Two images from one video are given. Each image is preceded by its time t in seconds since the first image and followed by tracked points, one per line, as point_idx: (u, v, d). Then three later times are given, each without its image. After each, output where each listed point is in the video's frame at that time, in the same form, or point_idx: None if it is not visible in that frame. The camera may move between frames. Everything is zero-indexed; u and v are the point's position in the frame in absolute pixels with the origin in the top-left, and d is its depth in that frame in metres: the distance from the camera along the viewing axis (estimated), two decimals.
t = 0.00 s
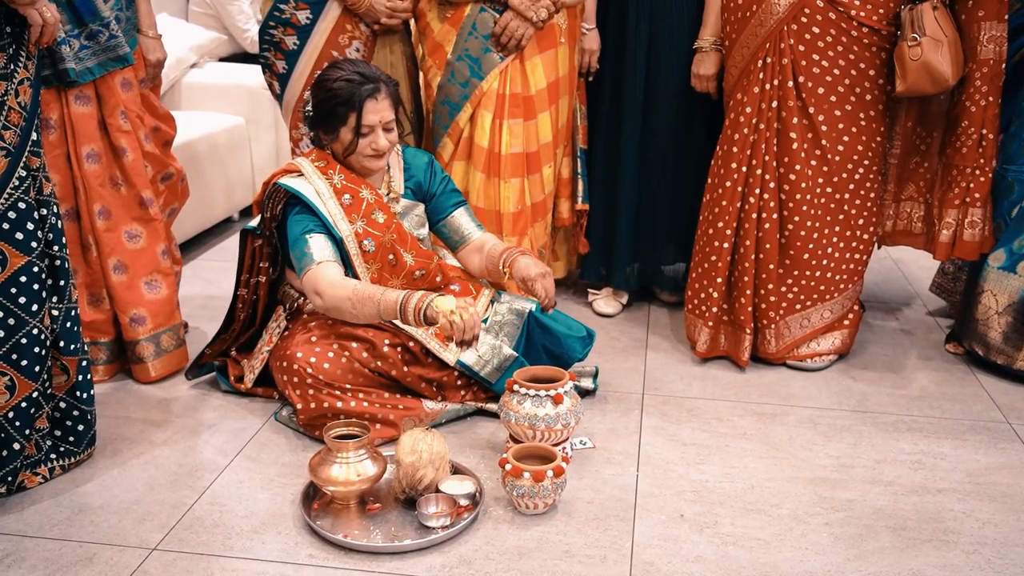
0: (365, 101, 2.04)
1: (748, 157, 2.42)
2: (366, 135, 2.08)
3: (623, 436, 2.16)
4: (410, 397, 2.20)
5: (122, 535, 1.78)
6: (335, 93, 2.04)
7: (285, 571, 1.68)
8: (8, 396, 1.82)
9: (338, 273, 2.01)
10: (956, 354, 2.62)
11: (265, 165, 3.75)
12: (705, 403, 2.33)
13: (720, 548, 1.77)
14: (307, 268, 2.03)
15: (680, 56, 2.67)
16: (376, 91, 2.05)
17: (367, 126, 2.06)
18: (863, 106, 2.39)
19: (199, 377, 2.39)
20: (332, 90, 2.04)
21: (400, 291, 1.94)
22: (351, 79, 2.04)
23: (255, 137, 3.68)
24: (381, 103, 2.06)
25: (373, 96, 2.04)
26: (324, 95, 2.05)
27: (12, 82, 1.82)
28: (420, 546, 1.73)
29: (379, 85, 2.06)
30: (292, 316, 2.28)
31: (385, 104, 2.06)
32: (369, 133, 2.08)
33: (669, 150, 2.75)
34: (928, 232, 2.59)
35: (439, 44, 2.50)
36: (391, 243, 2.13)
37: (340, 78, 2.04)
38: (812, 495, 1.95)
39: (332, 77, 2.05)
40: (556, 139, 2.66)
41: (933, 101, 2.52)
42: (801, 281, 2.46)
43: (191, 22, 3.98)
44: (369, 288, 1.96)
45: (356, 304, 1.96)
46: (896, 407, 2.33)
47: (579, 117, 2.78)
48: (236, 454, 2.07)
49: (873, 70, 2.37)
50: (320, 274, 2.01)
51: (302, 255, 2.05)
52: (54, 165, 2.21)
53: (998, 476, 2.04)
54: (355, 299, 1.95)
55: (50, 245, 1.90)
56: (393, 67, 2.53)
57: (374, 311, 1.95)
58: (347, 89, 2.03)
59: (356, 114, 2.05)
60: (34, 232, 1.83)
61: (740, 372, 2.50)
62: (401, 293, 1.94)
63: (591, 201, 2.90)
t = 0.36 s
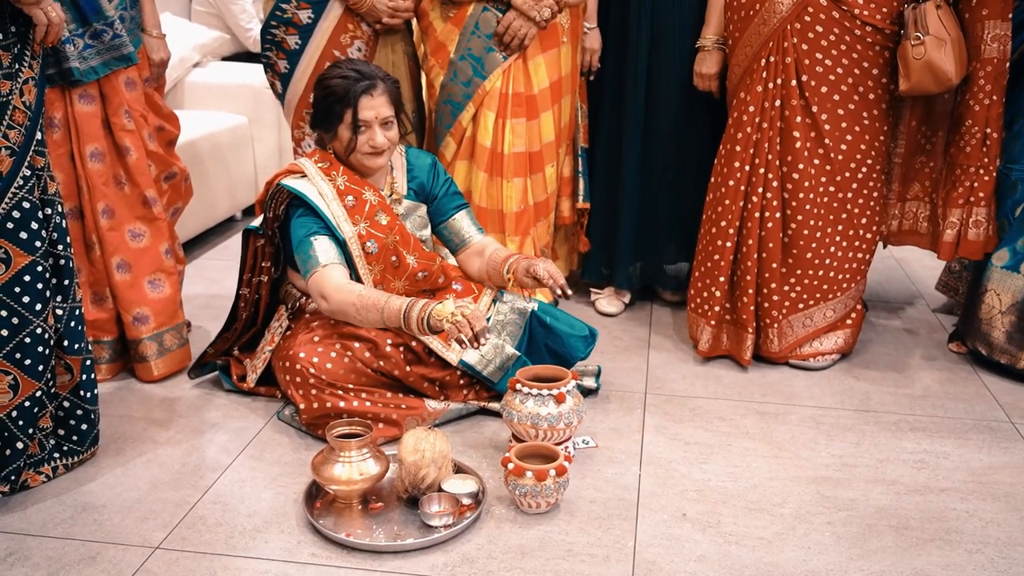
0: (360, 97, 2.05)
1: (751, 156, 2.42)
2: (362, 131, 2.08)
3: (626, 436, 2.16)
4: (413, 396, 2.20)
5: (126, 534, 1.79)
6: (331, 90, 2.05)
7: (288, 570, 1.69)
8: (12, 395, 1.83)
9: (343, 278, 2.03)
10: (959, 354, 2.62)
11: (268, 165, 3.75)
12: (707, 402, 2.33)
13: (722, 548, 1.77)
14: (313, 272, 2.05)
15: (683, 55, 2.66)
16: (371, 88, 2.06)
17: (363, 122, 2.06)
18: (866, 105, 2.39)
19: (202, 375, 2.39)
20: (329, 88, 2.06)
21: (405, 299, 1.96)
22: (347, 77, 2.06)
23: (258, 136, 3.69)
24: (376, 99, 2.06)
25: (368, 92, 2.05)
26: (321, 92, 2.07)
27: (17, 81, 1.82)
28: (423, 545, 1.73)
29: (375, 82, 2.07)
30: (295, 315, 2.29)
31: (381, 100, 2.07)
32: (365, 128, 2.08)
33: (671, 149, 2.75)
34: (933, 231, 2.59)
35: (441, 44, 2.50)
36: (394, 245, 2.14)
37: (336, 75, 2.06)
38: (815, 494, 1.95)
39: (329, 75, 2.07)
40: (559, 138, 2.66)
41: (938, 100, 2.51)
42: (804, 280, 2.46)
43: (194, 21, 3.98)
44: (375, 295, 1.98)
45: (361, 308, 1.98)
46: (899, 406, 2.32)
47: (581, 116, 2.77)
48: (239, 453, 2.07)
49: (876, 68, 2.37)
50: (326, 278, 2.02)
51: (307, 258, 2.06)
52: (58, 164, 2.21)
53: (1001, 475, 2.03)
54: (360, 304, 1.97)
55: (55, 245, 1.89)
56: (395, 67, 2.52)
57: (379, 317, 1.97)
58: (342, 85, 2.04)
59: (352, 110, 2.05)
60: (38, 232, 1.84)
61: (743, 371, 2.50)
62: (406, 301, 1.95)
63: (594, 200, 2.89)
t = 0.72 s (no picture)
0: (345, 84, 2.09)
1: (754, 156, 2.41)
2: (349, 118, 2.10)
3: (628, 436, 2.16)
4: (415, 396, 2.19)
5: (128, 534, 1.79)
6: (319, 80, 2.11)
7: (290, 570, 1.69)
8: (15, 395, 1.83)
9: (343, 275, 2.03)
10: (961, 354, 2.62)
11: (270, 165, 3.76)
12: (709, 402, 2.33)
13: (724, 548, 1.76)
14: (311, 268, 2.05)
15: (685, 55, 2.66)
16: (357, 76, 2.10)
17: (348, 108, 2.09)
18: (869, 105, 2.39)
19: (203, 376, 2.39)
20: (319, 77, 2.12)
21: (404, 298, 1.95)
22: (334, 67, 2.12)
23: (260, 137, 3.69)
24: (361, 86, 2.09)
25: (352, 79, 2.09)
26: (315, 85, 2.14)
27: (21, 81, 1.82)
28: (425, 546, 1.73)
29: (362, 73, 2.11)
30: (297, 315, 2.29)
31: (366, 87, 2.10)
32: (352, 116, 2.10)
33: (673, 149, 2.75)
34: (936, 231, 2.58)
35: (443, 44, 2.50)
36: (394, 241, 2.14)
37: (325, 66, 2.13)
38: (817, 495, 1.94)
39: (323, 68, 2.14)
40: (561, 138, 2.66)
41: (940, 100, 2.51)
42: (806, 281, 2.46)
43: (196, 21, 3.98)
44: (374, 294, 1.97)
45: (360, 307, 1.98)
46: (901, 407, 2.32)
47: (582, 116, 2.77)
48: (241, 453, 2.07)
49: (879, 68, 2.37)
50: (326, 275, 2.03)
51: (306, 254, 2.06)
52: (61, 163, 2.21)
53: (1004, 476, 2.03)
54: (359, 303, 1.97)
55: (58, 245, 1.90)
56: (396, 67, 2.52)
57: (377, 316, 1.96)
58: (329, 74, 2.10)
59: (338, 98, 2.09)
60: (41, 232, 1.84)
61: (746, 372, 2.50)
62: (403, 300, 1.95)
63: (595, 200, 2.89)
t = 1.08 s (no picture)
0: (351, 84, 2.07)
1: (755, 156, 2.41)
2: (355, 118, 2.09)
3: (629, 436, 2.15)
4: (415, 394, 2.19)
5: (128, 533, 1.79)
6: (324, 78, 2.08)
7: (290, 570, 1.69)
8: (15, 394, 1.83)
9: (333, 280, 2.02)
10: (962, 354, 2.61)
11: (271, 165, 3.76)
12: (710, 402, 2.33)
13: (724, 548, 1.76)
14: (303, 271, 2.04)
15: (686, 55, 2.66)
16: (363, 75, 2.08)
17: (355, 109, 2.08)
18: (870, 105, 2.38)
19: (204, 374, 2.40)
20: (322, 75, 2.09)
21: (393, 301, 1.93)
22: (339, 65, 2.09)
23: (261, 136, 3.69)
24: (368, 86, 2.08)
25: (359, 79, 2.08)
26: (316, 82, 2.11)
27: (22, 80, 1.82)
28: (425, 545, 1.73)
29: (367, 71, 2.09)
30: (297, 313, 2.29)
31: (372, 87, 2.09)
32: (358, 116, 2.09)
33: (673, 149, 2.75)
34: (936, 231, 2.58)
35: (444, 44, 2.50)
36: (390, 234, 2.14)
37: (329, 64, 2.09)
38: (818, 495, 1.94)
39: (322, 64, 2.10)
40: (561, 138, 2.65)
41: (942, 100, 2.51)
42: (807, 281, 2.46)
43: (198, 20, 3.98)
44: (363, 298, 1.96)
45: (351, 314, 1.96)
46: (902, 407, 2.32)
47: (583, 116, 2.76)
48: (242, 452, 2.07)
49: (880, 68, 2.36)
50: (315, 280, 2.01)
51: (299, 256, 2.06)
52: (63, 162, 2.21)
53: (1005, 476, 2.03)
54: (349, 309, 1.96)
55: (59, 244, 1.90)
56: (396, 66, 2.53)
57: (368, 321, 1.95)
58: (334, 73, 2.07)
59: (343, 98, 2.07)
60: (42, 231, 1.83)
61: (746, 372, 2.50)
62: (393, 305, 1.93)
63: (596, 200, 2.89)
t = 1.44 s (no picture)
0: (362, 87, 2.05)
1: (755, 156, 2.41)
2: (363, 120, 2.07)
3: (629, 435, 2.15)
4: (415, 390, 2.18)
5: (128, 532, 1.79)
6: (333, 80, 2.05)
7: (290, 569, 1.69)
8: (15, 393, 1.82)
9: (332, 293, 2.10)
10: (963, 353, 2.61)
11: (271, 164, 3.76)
12: (710, 401, 2.32)
13: (725, 547, 1.76)
14: (303, 282, 2.10)
15: (686, 54, 2.66)
16: (373, 79, 2.06)
17: (365, 112, 2.06)
18: (871, 104, 2.38)
19: (204, 372, 2.40)
20: (330, 77, 2.05)
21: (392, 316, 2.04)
22: (349, 67, 2.05)
23: (261, 134, 3.69)
24: (378, 89, 2.06)
25: (370, 83, 2.05)
26: (322, 82, 2.07)
27: (22, 79, 1.82)
28: (425, 544, 1.73)
29: (376, 73, 2.07)
30: (297, 310, 2.28)
31: (382, 90, 2.07)
32: (366, 119, 2.07)
33: (674, 148, 2.74)
34: (937, 230, 2.58)
35: (443, 43, 2.50)
36: (387, 235, 2.14)
37: (338, 65, 2.05)
38: (818, 494, 1.94)
39: (331, 64, 2.06)
40: (561, 136, 2.65)
41: (942, 99, 2.50)
42: (808, 280, 2.46)
43: (198, 19, 3.98)
44: (362, 311, 2.06)
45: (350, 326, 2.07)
46: (903, 406, 2.32)
47: (583, 114, 2.76)
48: (242, 451, 2.07)
49: (881, 67, 2.36)
50: (313, 291, 2.09)
51: (300, 266, 2.10)
52: (64, 160, 2.21)
53: (1005, 475, 2.03)
54: (349, 320, 2.06)
55: (59, 243, 1.90)
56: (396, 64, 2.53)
57: (366, 334, 2.06)
58: (345, 76, 2.04)
59: (354, 100, 2.05)
60: (42, 230, 1.83)
61: (747, 371, 2.49)
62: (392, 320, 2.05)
63: (596, 199, 2.89)
